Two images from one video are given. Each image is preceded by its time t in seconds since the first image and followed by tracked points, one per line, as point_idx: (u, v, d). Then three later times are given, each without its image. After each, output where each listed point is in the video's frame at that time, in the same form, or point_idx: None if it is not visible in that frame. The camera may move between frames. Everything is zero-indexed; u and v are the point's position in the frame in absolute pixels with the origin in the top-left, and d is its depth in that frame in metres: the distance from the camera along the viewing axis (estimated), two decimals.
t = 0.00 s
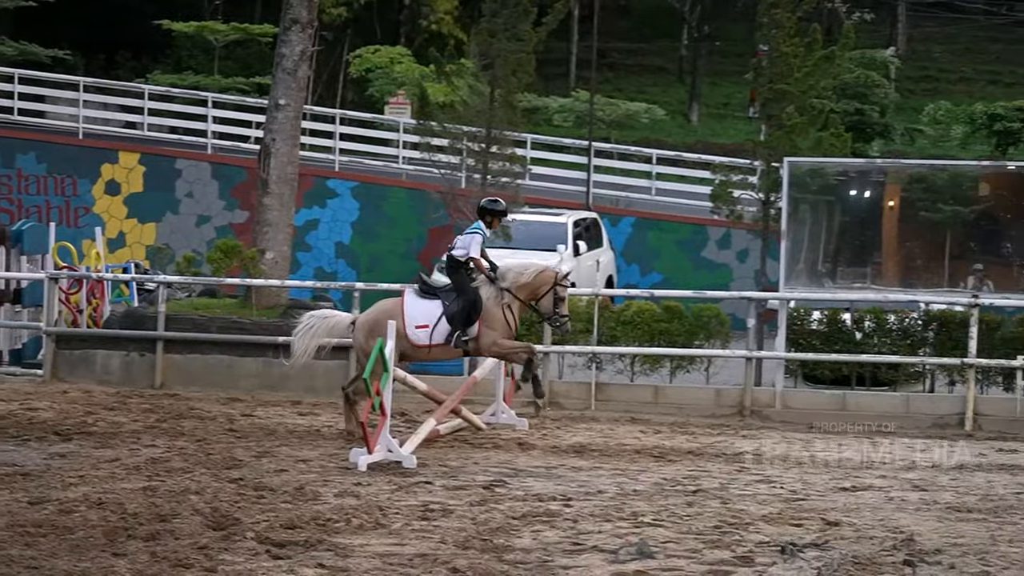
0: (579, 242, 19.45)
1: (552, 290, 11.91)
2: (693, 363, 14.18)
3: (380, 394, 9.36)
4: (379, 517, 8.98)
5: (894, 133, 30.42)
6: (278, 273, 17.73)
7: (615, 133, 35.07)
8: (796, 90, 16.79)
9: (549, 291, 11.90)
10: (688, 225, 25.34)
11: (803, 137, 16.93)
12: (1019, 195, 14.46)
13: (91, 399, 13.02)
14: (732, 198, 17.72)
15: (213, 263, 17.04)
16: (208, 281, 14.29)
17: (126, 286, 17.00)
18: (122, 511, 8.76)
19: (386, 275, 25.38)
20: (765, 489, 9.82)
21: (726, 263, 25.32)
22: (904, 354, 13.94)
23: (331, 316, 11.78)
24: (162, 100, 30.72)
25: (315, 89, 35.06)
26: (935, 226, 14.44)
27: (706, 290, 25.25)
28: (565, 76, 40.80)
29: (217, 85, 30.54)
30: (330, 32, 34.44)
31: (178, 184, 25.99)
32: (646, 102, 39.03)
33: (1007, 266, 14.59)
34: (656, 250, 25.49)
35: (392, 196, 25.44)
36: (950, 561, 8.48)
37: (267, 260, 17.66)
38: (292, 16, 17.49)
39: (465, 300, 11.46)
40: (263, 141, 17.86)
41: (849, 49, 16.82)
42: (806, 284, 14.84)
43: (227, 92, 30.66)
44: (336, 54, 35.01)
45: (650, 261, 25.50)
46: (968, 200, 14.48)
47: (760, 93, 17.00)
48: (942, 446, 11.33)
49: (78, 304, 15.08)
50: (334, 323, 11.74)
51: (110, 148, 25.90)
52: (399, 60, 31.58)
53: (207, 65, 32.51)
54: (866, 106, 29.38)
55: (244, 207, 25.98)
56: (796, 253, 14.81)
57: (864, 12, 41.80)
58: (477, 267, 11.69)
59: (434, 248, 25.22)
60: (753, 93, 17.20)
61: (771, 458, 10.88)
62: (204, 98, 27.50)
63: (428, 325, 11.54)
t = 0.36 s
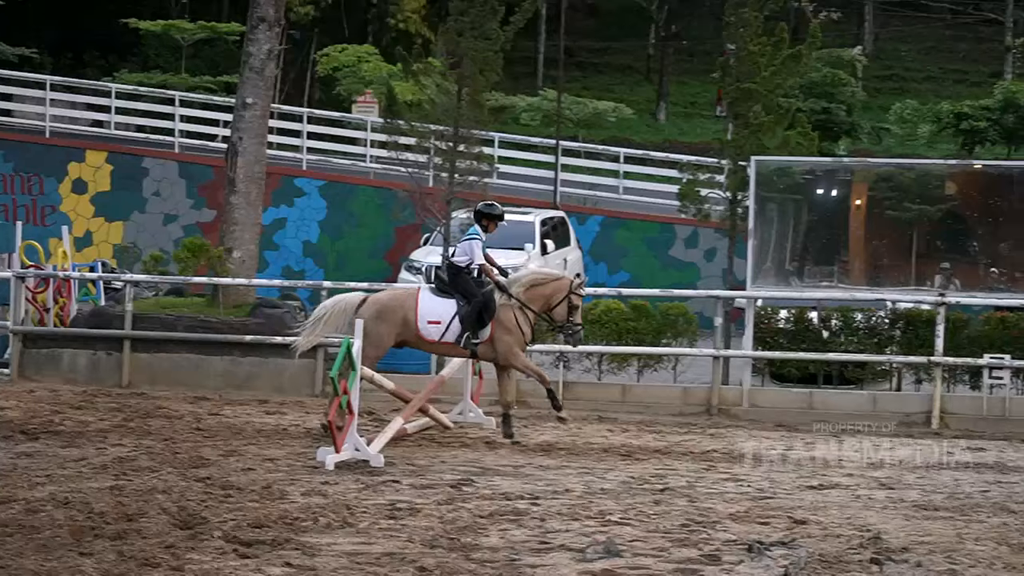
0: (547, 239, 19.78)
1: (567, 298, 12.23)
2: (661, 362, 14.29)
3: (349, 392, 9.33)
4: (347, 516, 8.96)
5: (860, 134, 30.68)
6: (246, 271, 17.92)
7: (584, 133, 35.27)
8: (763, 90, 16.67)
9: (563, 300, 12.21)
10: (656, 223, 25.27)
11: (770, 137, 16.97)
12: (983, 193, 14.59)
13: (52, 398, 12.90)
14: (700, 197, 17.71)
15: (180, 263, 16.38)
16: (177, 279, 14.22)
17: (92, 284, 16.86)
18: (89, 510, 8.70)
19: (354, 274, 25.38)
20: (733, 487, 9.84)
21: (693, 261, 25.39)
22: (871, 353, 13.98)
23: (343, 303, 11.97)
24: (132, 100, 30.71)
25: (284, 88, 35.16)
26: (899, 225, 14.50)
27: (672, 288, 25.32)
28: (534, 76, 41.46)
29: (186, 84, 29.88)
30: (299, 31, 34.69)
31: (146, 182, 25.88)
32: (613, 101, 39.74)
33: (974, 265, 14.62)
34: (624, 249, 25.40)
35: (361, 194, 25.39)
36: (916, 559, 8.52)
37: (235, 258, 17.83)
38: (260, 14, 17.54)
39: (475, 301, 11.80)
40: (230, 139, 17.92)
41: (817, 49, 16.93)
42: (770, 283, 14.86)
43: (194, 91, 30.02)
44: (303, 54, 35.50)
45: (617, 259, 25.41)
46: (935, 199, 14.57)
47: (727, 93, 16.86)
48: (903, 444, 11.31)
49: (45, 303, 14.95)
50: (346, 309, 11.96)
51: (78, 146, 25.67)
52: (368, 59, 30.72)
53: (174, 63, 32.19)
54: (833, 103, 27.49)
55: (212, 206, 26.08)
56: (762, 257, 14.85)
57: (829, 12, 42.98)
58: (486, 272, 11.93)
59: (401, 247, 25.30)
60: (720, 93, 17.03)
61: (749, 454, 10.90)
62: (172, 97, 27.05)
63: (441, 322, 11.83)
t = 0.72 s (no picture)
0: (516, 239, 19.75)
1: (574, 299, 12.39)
2: (628, 360, 14.30)
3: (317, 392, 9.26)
4: (315, 515, 8.96)
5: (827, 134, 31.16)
6: (213, 272, 17.85)
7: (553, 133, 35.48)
8: (730, 89, 16.29)
9: (572, 303, 12.37)
10: (622, 222, 25.30)
11: (738, 136, 16.43)
12: (949, 192, 14.76)
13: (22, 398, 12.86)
14: (667, 196, 17.16)
15: (148, 262, 16.45)
16: (144, 279, 14.25)
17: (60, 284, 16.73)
18: (57, 510, 8.68)
19: (322, 273, 25.22)
20: (701, 486, 9.85)
21: (661, 260, 25.36)
22: (838, 352, 14.11)
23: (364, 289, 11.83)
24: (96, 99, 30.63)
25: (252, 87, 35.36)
26: (864, 224, 14.69)
27: (638, 286, 25.30)
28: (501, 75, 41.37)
29: (152, 83, 30.42)
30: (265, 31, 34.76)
31: (114, 182, 25.79)
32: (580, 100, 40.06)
33: (940, 263, 14.83)
34: (591, 248, 25.46)
35: (329, 193, 25.22)
36: (883, 558, 8.54)
37: (203, 258, 17.73)
38: (227, 13, 17.55)
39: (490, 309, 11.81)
40: (197, 139, 17.84)
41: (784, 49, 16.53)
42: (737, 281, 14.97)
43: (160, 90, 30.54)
44: (270, 53, 35.52)
45: (584, 257, 25.49)
46: (902, 198, 14.76)
47: (694, 92, 16.39)
48: (871, 443, 11.29)
49: (12, 302, 14.99)
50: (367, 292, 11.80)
51: (44, 146, 25.70)
52: (335, 59, 30.90)
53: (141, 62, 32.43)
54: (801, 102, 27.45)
55: (180, 206, 25.88)
56: (723, 265, 14.90)
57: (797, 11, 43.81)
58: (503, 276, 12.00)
59: (369, 247, 25.09)
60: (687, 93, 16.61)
61: (716, 453, 10.90)
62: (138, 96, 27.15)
63: (455, 325, 11.74)
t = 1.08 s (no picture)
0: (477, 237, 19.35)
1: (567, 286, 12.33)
2: (589, 359, 14.37)
3: (278, 390, 9.24)
4: (275, 514, 8.95)
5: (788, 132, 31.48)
6: (174, 271, 17.78)
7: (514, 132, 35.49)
8: (691, 88, 16.66)
9: (567, 291, 12.31)
10: (582, 221, 25.69)
11: (698, 134, 16.84)
12: (910, 192, 15.27)
13: None
14: (628, 194, 17.50)
15: (108, 260, 16.66)
16: (103, 278, 14.27)
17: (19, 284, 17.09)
18: (17, 510, 8.67)
19: (283, 272, 25.49)
20: (661, 484, 9.86)
21: (622, 259, 25.74)
22: (798, 350, 14.20)
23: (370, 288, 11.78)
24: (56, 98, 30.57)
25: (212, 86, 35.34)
26: (823, 222, 15.25)
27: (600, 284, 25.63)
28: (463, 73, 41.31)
29: (113, 83, 30.47)
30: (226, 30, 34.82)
31: (74, 180, 26.12)
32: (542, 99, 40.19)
33: (900, 262, 15.32)
34: (553, 246, 25.87)
35: (289, 192, 25.56)
36: (843, 556, 8.57)
37: (163, 257, 17.66)
38: (187, 11, 17.58)
39: (496, 307, 11.75)
40: (157, 137, 17.79)
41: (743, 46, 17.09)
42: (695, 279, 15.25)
43: (121, 88, 30.65)
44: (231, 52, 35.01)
45: (546, 255, 25.90)
46: (862, 196, 15.31)
47: (656, 90, 16.73)
48: (832, 442, 11.33)
49: None
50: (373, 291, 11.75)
51: (5, 144, 26.01)
52: (295, 57, 31.88)
53: (102, 61, 32.70)
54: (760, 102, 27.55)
55: (140, 204, 26.15)
56: (683, 249, 15.21)
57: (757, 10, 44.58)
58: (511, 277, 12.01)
59: (329, 245, 25.32)
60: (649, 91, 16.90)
61: (676, 451, 10.91)
62: (97, 94, 27.44)
63: (458, 320, 11.63)
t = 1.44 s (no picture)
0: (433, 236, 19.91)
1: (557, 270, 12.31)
2: (546, 358, 14.45)
3: (234, 389, 9.23)
4: (231, 513, 8.94)
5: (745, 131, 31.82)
6: (130, 270, 17.67)
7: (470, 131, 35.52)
8: (646, 87, 17.26)
9: (558, 274, 12.30)
10: (540, 219, 26.03)
11: (655, 133, 17.57)
12: (866, 191, 15.09)
13: None
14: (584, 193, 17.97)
15: (65, 259, 16.46)
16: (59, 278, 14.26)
17: None
18: None
19: (240, 271, 25.71)
20: (618, 483, 9.86)
21: (580, 257, 26.12)
22: (753, 348, 14.23)
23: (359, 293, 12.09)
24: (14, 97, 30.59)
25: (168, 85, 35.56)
26: (782, 222, 15.18)
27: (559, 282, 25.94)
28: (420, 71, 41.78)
29: (70, 81, 31.18)
30: (182, 28, 35.06)
31: (30, 179, 26.20)
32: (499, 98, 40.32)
33: (856, 260, 15.16)
34: (511, 243, 26.19)
35: (246, 191, 25.81)
36: (799, 554, 8.60)
37: (119, 257, 17.56)
38: (143, 9, 17.50)
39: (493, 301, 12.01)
40: (114, 136, 17.65)
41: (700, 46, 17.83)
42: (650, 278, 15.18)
43: (77, 87, 31.50)
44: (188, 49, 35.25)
45: (504, 253, 26.15)
46: (819, 195, 15.19)
47: (613, 89, 17.30)
48: (787, 440, 11.40)
49: None
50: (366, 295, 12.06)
51: None
52: (252, 56, 31.52)
53: (57, 58, 33.94)
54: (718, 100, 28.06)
55: (97, 203, 26.20)
56: (640, 253, 15.13)
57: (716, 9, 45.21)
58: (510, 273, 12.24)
59: (286, 243, 25.61)
60: (606, 90, 17.48)
61: (634, 450, 10.90)
62: (54, 95, 27.73)
63: (456, 315, 11.96)
